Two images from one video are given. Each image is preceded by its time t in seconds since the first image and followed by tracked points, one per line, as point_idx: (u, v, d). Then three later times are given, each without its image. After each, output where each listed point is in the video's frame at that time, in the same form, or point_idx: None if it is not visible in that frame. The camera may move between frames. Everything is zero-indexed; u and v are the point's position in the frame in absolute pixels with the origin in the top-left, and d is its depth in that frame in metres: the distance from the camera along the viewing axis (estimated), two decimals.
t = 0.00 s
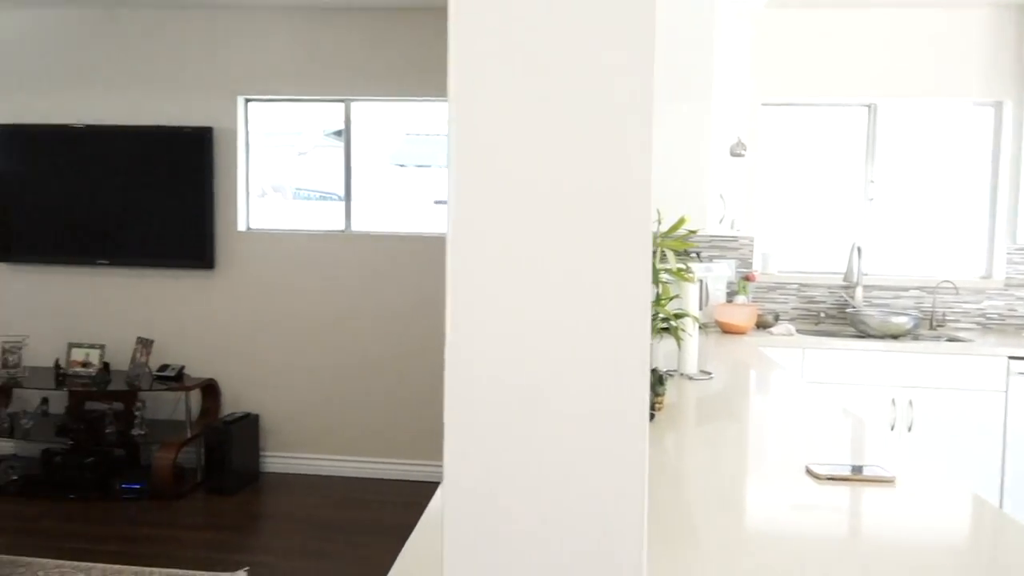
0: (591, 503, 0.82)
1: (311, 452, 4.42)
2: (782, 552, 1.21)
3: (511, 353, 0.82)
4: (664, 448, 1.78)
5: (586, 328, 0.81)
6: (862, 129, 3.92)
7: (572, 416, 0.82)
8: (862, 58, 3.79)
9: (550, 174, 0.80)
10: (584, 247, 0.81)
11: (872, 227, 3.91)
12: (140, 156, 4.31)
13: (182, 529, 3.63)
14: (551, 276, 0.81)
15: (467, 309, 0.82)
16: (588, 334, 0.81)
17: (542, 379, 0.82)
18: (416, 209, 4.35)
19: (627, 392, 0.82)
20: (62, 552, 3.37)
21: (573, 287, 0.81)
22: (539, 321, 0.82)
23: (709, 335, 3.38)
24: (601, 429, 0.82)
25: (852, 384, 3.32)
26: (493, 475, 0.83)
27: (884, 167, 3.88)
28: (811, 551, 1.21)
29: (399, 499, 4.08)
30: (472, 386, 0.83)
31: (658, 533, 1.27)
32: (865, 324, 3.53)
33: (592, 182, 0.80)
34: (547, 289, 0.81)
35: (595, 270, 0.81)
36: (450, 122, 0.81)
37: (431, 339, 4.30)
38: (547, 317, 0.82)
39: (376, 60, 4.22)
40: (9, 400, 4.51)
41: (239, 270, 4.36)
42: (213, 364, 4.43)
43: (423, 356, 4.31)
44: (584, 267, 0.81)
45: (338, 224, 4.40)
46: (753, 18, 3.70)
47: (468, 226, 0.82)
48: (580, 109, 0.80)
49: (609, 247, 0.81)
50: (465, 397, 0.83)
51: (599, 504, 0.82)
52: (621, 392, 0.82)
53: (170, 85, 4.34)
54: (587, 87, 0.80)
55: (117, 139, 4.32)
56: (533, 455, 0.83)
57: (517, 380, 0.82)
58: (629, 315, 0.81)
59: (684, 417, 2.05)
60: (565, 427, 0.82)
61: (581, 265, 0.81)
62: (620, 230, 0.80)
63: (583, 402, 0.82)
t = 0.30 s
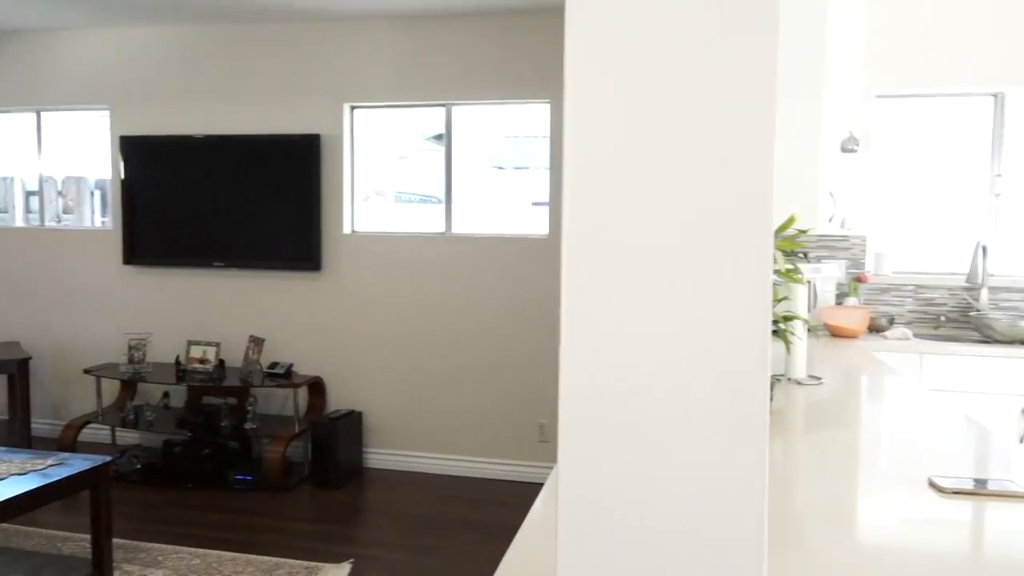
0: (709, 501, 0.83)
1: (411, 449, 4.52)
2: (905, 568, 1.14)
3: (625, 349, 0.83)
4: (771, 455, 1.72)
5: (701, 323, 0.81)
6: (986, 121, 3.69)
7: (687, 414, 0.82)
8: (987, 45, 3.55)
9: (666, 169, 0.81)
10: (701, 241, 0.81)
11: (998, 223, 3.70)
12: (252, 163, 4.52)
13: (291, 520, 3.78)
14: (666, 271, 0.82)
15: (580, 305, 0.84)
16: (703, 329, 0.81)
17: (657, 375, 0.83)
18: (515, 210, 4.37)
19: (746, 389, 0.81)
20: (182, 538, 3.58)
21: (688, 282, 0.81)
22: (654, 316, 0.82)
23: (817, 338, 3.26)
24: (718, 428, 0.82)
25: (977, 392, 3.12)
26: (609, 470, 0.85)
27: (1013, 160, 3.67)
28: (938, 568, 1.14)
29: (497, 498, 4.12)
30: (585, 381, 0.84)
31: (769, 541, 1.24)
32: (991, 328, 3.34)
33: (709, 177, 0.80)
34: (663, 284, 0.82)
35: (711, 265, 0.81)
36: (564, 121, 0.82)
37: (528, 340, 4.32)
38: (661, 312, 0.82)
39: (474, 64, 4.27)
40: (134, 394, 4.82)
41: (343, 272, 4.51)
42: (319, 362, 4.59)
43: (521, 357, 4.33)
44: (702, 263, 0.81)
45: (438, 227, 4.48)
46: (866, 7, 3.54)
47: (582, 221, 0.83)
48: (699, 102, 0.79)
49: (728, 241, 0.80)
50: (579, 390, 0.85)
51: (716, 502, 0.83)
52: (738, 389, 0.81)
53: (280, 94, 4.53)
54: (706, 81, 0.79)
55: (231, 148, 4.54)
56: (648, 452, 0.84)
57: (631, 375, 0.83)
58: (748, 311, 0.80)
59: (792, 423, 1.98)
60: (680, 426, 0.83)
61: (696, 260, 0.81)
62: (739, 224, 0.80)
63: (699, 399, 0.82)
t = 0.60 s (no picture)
0: (783, 494, 0.84)
1: (470, 448, 4.54)
2: None
3: (696, 343, 0.85)
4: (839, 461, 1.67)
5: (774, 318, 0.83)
6: None
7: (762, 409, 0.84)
8: None
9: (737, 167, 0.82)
10: (773, 236, 0.82)
11: None
12: (315, 166, 4.62)
13: (352, 517, 3.85)
14: (737, 266, 0.83)
15: (649, 300, 0.86)
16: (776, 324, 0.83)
17: (729, 369, 0.84)
18: (574, 211, 4.36)
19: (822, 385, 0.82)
20: (249, 532, 3.68)
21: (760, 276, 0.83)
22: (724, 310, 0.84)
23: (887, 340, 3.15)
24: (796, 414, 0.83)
25: None
26: (682, 464, 0.87)
27: None
28: None
29: (555, 499, 4.11)
30: (657, 359, 0.86)
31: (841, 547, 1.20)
32: None
33: (781, 174, 0.81)
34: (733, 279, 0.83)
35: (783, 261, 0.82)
36: (635, 121, 0.85)
37: (587, 341, 4.30)
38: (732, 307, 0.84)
39: (534, 65, 4.27)
40: (202, 391, 4.98)
41: (403, 273, 4.57)
42: (380, 362, 4.66)
43: (580, 358, 4.32)
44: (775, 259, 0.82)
45: (497, 228, 4.50)
46: None
47: (651, 219, 0.85)
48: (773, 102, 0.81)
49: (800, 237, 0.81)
50: (648, 384, 0.87)
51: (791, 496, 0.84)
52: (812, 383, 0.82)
53: (342, 99, 4.62)
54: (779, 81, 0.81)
55: (295, 152, 4.64)
56: (723, 439, 0.85)
57: (702, 369, 0.85)
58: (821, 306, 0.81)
59: (862, 429, 1.92)
60: (756, 420, 0.84)
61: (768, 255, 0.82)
62: (812, 219, 0.81)
63: (773, 394, 0.83)
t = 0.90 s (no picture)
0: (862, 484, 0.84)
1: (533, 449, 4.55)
2: None
3: (774, 333, 0.85)
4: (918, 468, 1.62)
5: (854, 310, 0.82)
6: None
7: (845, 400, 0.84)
8: None
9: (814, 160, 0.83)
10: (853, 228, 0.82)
11: None
12: (380, 169, 4.69)
13: (417, 515, 3.90)
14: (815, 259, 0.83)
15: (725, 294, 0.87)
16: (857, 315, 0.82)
17: (810, 362, 0.85)
18: (638, 211, 4.32)
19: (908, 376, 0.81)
20: (317, 527, 3.77)
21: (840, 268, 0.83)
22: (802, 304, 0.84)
23: (969, 344, 3.02)
24: (876, 403, 0.83)
25: None
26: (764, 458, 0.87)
27: None
28: None
29: (618, 502, 4.08)
30: (734, 349, 0.87)
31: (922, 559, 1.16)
32: None
33: (860, 166, 0.81)
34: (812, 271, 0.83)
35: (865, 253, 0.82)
36: (710, 118, 0.86)
37: (651, 343, 4.25)
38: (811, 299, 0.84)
39: (597, 65, 4.25)
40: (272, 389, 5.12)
41: (467, 274, 4.60)
42: (444, 362, 4.71)
43: (644, 359, 4.28)
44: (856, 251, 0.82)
45: (560, 229, 4.49)
46: None
47: (727, 214, 0.86)
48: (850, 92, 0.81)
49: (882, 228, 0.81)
50: (727, 377, 0.88)
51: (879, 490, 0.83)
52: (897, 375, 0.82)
53: (407, 102, 4.69)
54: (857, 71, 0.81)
55: (361, 155, 4.73)
56: (800, 428, 0.86)
57: (780, 362, 0.86)
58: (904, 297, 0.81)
59: (942, 436, 1.85)
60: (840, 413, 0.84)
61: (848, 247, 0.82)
62: (894, 211, 0.81)
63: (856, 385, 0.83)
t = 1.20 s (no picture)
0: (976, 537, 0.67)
1: (594, 450, 4.53)
2: None
3: (861, 348, 0.69)
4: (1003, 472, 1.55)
5: (963, 319, 0.66)
6: None
7: (915, 416, 0.68)
8: None
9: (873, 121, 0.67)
10: (963, 216, 0.65)
11: None
12: (441, 171, 4.74)
13: (477, 514, 3.92)
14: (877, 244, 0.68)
15: (802, 302, 0.71)
16: (930, 314, 0.67)
17: (911, 387, 0.68)
18: (701, 211, 4.25)
19: (1005, 390, 0.65)
20: (380, 524, 3.82)
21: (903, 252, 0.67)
22: (856, 298, 0.69)
23: None
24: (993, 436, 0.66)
25: None
26: (855, 500, 0.71)
27: None
28: None
29: (680, 505, 4.02)
30: (814, 367, 0.71)
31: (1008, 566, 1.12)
32: None
33: (970, 139, 0.65)
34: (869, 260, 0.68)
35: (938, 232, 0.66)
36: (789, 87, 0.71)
37: (713, 344, 4.19)
38: (866, 292, 0.69)
39: (658, 63, 4.21)
40: (337, 387, 5.22)
41: (528, 275, 4.61)
42: (505, 362, 4.73)
43: (707, 361, 4.21)
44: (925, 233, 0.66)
45: (621, 229, 4.45)
46: None
47: (804, 203, 0.70)
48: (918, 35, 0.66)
49: (962, 201, 0.65)
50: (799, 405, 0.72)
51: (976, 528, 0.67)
52: (986, 389, 0.65)
53: (467, 104, 4.72)
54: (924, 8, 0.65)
55: (423, 157, 4.79)
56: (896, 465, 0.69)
57: (870, 386, 0.69)
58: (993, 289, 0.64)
59: None
60: (952, 453, 0.67)
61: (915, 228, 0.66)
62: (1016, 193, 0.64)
63: (930, 398, 0.67)
